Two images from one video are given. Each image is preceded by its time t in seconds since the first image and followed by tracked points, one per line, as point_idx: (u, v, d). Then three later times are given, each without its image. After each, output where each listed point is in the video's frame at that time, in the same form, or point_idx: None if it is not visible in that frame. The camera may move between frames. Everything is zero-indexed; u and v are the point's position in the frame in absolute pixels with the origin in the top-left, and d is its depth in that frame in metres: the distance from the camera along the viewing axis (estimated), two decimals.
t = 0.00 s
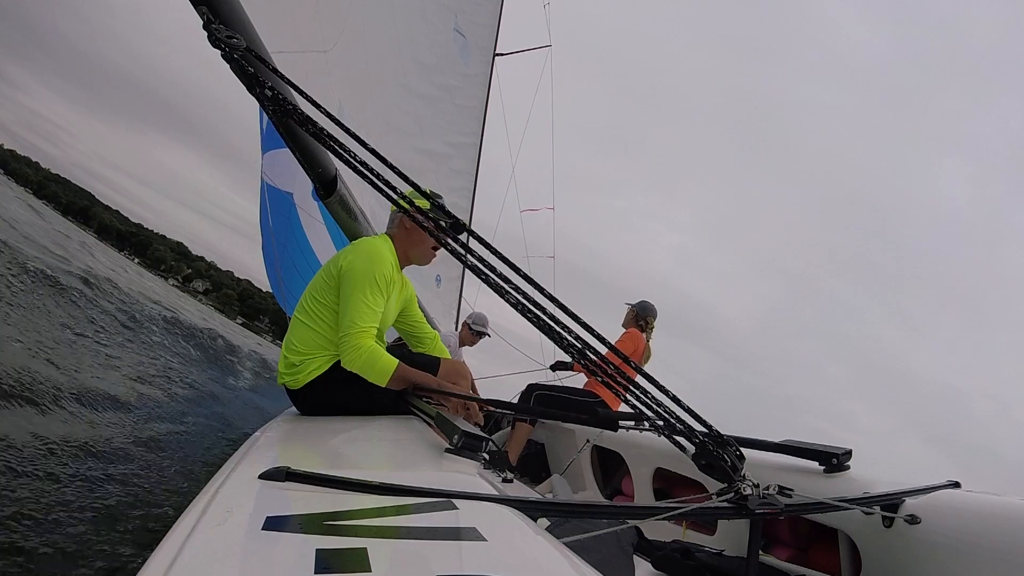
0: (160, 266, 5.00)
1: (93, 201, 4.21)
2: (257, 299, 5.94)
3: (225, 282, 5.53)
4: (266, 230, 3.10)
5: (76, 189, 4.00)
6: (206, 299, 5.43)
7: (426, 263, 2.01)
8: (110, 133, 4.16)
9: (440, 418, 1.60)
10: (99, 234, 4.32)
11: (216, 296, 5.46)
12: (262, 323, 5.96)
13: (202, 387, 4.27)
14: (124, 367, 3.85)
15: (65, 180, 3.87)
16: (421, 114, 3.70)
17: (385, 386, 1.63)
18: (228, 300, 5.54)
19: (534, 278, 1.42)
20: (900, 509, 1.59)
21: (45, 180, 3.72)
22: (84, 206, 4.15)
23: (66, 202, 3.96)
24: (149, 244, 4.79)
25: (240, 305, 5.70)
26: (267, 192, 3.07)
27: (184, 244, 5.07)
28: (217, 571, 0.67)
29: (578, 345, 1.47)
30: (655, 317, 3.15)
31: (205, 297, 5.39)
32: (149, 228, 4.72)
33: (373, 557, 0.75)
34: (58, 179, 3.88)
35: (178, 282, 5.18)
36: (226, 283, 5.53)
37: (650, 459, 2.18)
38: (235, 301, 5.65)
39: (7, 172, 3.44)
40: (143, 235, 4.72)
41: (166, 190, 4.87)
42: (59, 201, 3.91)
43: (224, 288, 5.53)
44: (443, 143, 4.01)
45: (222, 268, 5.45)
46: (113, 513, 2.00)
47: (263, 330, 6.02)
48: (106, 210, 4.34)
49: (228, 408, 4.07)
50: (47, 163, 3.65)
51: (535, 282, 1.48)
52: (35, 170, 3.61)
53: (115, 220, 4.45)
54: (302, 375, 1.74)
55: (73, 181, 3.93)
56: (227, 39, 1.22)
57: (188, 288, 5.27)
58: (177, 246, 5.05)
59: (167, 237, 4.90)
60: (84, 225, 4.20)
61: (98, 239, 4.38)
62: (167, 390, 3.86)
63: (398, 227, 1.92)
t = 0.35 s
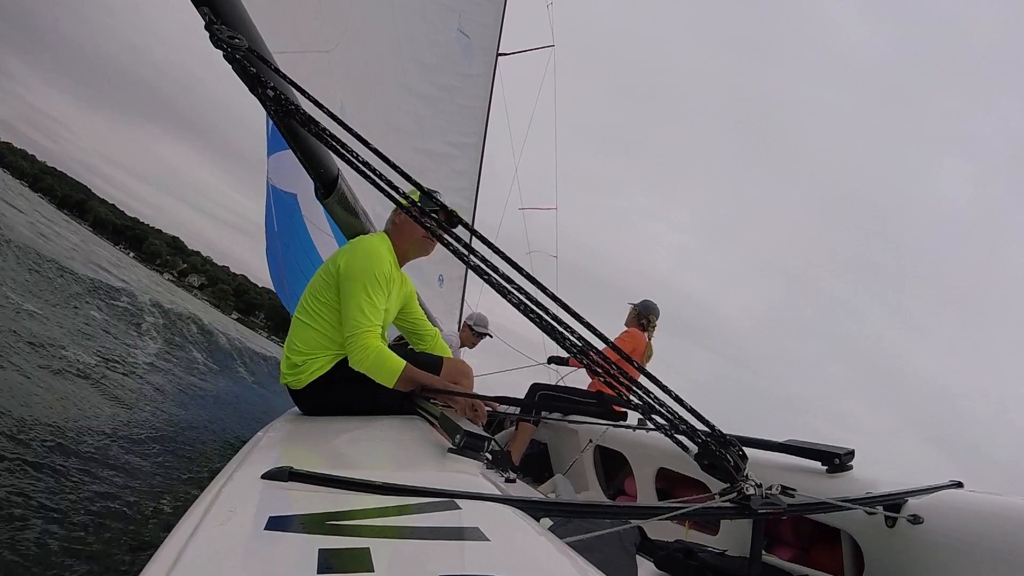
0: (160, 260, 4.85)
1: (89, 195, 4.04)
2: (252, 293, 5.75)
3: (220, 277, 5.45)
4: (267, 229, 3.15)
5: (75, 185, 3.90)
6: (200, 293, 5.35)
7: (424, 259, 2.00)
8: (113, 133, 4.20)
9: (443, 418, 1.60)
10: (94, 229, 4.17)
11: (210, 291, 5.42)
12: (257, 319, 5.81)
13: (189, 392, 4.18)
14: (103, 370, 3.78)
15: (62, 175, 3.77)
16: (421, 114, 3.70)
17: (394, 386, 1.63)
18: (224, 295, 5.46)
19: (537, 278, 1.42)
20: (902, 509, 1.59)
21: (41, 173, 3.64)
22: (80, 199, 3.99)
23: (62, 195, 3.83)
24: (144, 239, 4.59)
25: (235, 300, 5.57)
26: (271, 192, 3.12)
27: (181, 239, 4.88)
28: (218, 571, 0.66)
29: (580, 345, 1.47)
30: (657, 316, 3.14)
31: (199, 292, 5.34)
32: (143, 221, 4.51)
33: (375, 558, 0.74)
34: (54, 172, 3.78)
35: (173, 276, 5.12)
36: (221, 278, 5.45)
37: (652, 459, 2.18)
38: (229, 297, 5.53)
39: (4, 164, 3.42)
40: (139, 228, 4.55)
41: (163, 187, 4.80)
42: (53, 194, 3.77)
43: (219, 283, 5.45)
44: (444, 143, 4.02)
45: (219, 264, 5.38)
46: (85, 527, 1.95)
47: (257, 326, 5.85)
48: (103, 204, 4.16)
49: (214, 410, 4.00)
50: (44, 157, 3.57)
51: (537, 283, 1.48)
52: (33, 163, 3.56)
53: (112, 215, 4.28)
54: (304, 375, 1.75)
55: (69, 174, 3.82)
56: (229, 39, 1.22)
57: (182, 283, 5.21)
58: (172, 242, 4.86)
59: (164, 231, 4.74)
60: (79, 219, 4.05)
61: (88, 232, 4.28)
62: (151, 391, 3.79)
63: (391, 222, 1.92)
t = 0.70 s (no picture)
0: (115, 238, 4.08)
1: (84, 188, 3.76)
2: (246, 288, 5.52)
3: (215, 272, 5.10)
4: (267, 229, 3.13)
5: (69, 175, 3.62)
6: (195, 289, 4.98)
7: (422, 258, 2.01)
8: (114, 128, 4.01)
9: (441, 417, 1.60)
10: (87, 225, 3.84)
11: (205, 286, 5.04)
12: (252, 313, 5.64)
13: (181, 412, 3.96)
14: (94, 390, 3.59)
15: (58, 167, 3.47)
16: (421, 114, 3.70)
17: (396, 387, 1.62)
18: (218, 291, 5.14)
19: (535, 277, 1.42)
20: (900, 509, 1.59)
21: (38, 165, 3.37)
22: (74, 190, 3.72)
23: (56, 188, 3.54)
24: (139, 233, 4.30)
25: (230, 295, 5.33)
26: (272, 192, 3.10)
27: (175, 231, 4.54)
28: (217, 571, 0.66)
29: (578, 344, 1.47)
30: (656, 315, 3.14)
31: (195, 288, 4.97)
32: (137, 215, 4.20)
33: (374, 557, 0.74)
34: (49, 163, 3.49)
35: (169, 272, 4.72)
36: (217, 273, 5.11)
37: (651, 459, 2.18)
38: (224, 292, 5.27)
39: None
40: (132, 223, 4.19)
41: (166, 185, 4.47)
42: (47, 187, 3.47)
43: (214, 279, 5.11)
44: (444, 143, 4.01)
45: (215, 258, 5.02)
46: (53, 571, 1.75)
47: (251, 321, 5.69)
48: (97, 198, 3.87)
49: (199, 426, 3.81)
50: (44, 152, 3.36)
51: (536, 283, 1.48)
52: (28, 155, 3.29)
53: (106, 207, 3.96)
54: (303, 375, 1.75)
55: (66, 168, 3.58)
56: (227, 39, 1.22)
57: (177, 278, 4.82)
58: (166, 234, 4.49)
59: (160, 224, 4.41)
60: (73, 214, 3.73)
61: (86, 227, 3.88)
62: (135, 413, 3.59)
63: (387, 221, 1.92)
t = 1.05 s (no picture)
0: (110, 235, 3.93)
1: (81, 183, 3.64)
2: (241, 285, 5.21)
3: (212, 269, 4.84)
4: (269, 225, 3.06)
5: (66, 171, 3.52)
6: (190, 286, 4.70)
7: (424, 259, 2.01)
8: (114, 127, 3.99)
9: (440, 416, 1.60)
10: (85, 219, 3.70)
11: (202, 283, 4.74)
12: (248, 310, 5.24)
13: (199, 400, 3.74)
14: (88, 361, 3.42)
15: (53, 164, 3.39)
16: (420, 114, 3.70)
17: (396, 386, 1.63)
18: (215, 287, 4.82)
19: (536, 273, 1.42)
20: (899, 507, 1.59)
21: (33, 162, 3.29)
22: (70, 187, 3.58)
23: (52, 184, 3.43)
24: (134, 229, 4.07)
25: (226, 292, 4.97)
26: (272, 188, 3.07)
27: (172, 228, 4.39)
28: (215, 572, 0.66)
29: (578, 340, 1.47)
30: (651, 313, 3.14)
31: (190, 284, 4.69)
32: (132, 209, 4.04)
33: (373, 557, 0.74)
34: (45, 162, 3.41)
35: (163, 268, 4.43)
36: (213, 270, 4.84)
37: (649, 458, 2.18)
38: (220, 288, 4.92)
39: None
40: (128, 219, 4.04)
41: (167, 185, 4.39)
42: (43, 183, 3.39)
43: (211, 275, 4.83)
44: (443, 142, 4.01)
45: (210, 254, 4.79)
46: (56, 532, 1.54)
47: (248, 318, 5.30)
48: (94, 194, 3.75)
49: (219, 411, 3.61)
50: (41, 149, 3.27)
51: (537, 279, 1.48)
52: (23, 151, 3.22)
53: (102, 204, 3.83)
54: (301, 374, 1.74)
55: (61, 164, 3.47)
56: (233, 32, 1.22)
57: (173, 275, 4.54)
58: (162, 231, 4.32)
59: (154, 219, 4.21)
60: (72, 209, 3.59)
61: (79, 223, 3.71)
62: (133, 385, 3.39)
63: (420, 235, 1.90)
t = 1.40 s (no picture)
0: (107, 231, 3.99)
1: (76, 179, 3.64)
2: (238, 282, 5.24)
3: (208, 266, 4.89)
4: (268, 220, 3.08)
5: (64, 168, 3.52)
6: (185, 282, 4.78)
7: (426, 261, 2.00)
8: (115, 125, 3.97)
9: (439, 415, 1.60)
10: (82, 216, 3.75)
11: (197, 280, 4.88)
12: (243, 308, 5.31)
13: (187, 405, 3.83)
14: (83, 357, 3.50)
15: (52, 160, 3.41)
16: (421, 114, 3.70)
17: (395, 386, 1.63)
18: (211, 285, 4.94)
19: (531, 276, 1.42)
20: (898, 506, 1.59)
21: (30, 157, 3.31)
22: (66, 183, 3.58)
23: (49, 181, 3.45)
24: (131, 225, 4.13)
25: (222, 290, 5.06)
26: (269, 184, 3.08)
27: (169, 226, 4.38)
28: (215, 571, 0.66)
29: (575, 342, 1.47)
30: (641, 307, 3.14)
31: (187, 281, 4.79)
32: (131, 207, 4.06)
33: (373, 556, 0.74)
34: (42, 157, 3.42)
35: (160, 265, 4.48)
36: (210, 267, 4.88)
37: (648, 457, 2.19)
38: (215, 285, 5.00)
39: None
40: (126, 215, 4.08)
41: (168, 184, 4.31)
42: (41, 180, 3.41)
43: (206, 272, 4.89)
44: (443, 142, 4.02)
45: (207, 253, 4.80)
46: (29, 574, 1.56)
47: (242, 316, 5.37)
48: (91, 190, 3.76)
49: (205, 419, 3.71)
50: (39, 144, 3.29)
51: (532, 281, 1.48)
52: (20, 146, 3.24)
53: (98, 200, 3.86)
54: (301, 373, 1.75)
55: (58, 160, 3.47)
56: (224, 37, 1.22)
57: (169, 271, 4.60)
58: (160, 229, 4.34)
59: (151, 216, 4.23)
60: (67, 206, 3.63)
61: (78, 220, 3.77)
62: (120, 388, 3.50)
63: (422, 237, 1.90)
